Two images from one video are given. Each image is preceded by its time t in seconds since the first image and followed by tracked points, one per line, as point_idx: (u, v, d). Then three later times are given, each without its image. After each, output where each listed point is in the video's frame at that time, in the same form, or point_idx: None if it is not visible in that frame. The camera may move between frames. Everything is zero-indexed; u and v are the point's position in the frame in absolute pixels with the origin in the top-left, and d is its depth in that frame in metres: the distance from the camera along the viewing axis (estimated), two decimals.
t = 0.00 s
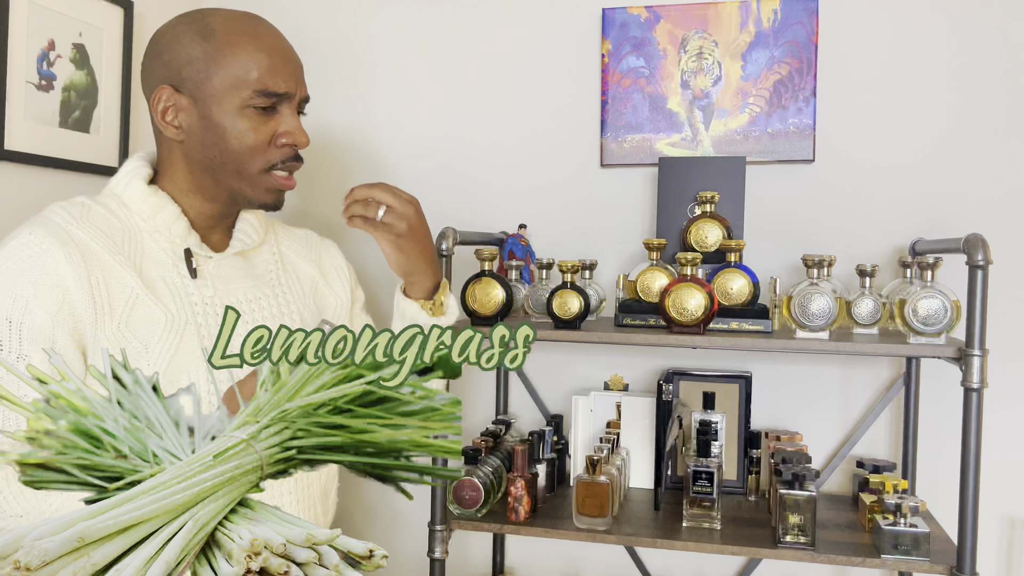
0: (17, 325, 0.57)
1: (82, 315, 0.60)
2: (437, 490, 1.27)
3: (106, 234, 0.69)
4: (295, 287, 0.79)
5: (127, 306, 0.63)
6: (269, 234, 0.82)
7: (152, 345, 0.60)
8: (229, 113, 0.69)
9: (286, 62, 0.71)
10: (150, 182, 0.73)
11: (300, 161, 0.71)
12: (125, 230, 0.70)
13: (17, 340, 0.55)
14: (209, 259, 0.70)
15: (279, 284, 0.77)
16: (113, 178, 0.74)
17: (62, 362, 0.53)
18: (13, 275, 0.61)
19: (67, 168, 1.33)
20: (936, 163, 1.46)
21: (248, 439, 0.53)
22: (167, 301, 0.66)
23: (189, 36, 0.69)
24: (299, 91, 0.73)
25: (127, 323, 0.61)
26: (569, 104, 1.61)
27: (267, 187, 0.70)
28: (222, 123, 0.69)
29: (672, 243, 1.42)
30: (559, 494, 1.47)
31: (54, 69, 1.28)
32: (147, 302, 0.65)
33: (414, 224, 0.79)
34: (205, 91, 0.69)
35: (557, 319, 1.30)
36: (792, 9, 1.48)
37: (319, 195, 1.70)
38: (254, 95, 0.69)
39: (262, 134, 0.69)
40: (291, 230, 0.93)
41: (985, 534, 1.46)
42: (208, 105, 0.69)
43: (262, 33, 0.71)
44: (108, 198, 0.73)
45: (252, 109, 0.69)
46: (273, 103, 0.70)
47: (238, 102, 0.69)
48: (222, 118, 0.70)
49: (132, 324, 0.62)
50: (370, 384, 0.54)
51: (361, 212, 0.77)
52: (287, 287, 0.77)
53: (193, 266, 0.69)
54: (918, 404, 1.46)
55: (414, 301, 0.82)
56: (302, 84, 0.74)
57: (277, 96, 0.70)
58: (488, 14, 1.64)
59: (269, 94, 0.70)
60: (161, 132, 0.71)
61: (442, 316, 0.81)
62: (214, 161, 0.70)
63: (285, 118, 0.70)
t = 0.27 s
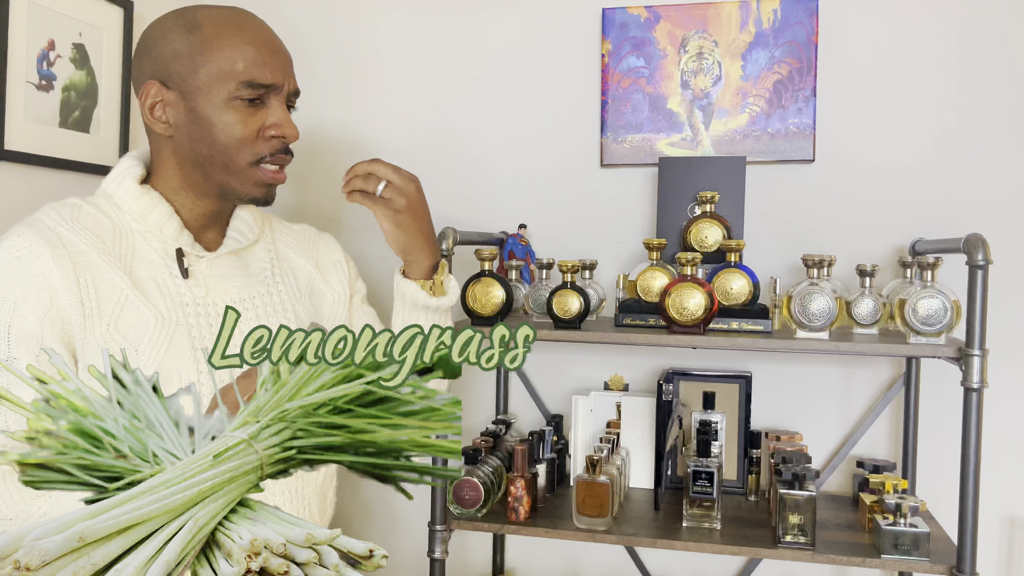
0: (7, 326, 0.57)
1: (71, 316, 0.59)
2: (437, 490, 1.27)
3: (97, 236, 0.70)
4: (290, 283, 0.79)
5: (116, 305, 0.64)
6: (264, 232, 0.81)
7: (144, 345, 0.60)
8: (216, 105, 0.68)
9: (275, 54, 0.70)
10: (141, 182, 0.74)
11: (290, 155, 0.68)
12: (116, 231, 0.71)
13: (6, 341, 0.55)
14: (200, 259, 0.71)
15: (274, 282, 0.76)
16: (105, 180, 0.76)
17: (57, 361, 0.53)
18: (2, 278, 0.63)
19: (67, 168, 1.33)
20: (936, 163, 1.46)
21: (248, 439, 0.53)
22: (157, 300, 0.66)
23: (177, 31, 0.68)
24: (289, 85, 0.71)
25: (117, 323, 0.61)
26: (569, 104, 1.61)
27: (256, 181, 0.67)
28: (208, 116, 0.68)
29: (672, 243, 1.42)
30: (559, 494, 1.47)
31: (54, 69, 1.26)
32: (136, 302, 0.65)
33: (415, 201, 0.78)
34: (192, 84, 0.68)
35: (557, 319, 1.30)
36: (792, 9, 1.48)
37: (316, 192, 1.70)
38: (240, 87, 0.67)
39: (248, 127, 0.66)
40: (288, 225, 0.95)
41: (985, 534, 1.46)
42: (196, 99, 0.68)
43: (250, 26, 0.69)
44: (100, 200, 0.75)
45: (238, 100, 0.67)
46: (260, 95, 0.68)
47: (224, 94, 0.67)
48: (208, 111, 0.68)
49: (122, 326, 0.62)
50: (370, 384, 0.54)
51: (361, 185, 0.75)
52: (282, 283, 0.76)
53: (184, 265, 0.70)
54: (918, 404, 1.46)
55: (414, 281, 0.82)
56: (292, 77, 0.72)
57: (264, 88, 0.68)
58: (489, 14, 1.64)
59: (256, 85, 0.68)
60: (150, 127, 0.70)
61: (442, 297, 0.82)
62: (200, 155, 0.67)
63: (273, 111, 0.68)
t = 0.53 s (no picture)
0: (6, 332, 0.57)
1: (69, 321, 0.60)
2: (437, 490, 1.27)
3: (94, 237, 0.70)
4: (289, 283, 0.78)
5: (113, 310, 0.64)
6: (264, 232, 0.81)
7: (142, 347, 0.60)
8: (214, 106, 0.68)
9: (277, 56, 0.69)
10: (139, 183, 0.74)
11: (287, 161, 0.68)
12: (114, 233, 0.71)
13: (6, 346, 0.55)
14: (199, 260, 0.70)
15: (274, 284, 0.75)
16: (103, 181, 0.76)
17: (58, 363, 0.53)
18: None
19: (67, 168, 1.33)
20: (936, 163, 1.46)
21: (248, 439, 0.53)
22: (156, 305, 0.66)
23: (180, 31, 0.69)
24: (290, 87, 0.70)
25: (114, 328, 0.61)
26: (569, 104, 1.61)
27: (251, 185, 0.67)
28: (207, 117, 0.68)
29: (672, 243, 1.42)
30: (559, 494, 1.47)
31: (54, 69, 1.28)
32: (133, 307, 0.65)
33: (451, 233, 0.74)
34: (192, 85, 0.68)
35: (557, 319, 1.30)
36: (792, 9, 1.48)
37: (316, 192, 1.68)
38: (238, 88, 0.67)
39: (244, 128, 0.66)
40: (289, 225, 0.94)
41: (985, 534, 1.46)
42: (195, 99, 0.68)
43: (253, 27, 0.69)
44: (97, 201, 0.74)
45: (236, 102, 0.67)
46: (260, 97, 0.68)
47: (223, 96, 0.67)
48: (205, 111, 0.68)
49: (120, 330, 0.62)
50: (370, 384, 0.54)
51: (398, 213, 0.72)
52: (280, 285, 0.75)
53: (182, 269, 0.69)
54: (918, 404, 1.46)
55: (432, 311, 0.80)
56: (295, 81, 0.71)
57: (263, 91, 0.68)
58: (488, 14, 1.64)
59: (255, 88, 0.68)
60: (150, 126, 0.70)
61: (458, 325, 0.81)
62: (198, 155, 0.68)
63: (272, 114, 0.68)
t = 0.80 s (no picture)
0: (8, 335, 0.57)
1: (73, 323, 0.60)
2: (437, 490, 1.27)
3: (98, 241, 0.70)
4: (292, 291, 0.76)
5: (118, 316, 0.62)
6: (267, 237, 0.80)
7: (148, 348, 0.59)
8: (217, 113, 0.68)
9: (285, 66, 0.69)
10: (143, 187, 0.74)
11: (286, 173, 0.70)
12: (119, 237, 0.71)
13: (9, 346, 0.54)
14: (203, 265, 0.68)
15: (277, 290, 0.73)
16: (107, 184, 0.76)
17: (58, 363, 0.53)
18: (6, 287, 0.63)
19: (67, 168, 1.33)
20: (936, 163, 1.46)
21: (248, 439, 0.53)
22: (159, 309, 0.65)
23: (190, 36, 0.69)
24: (296, 99, 0.71)
25: (120, 332, 0.60)
26: (569, 104, 1.61)
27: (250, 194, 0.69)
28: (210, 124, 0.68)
29: (672, 243, 1.42)
30: (559, 494, 1.47)
31: (54, 69, 1.28)
32: (139, 314, 0.63)
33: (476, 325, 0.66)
34: (197, 90, 0.69)
35: (558, 319, 1.30)
36: (792, 9, 1.48)
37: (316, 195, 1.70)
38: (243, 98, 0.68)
39: (246, 138, 0.67)
40: (291, 232, 0.94)
41: (985, 534, 1.46)
42: (199, 105, 0.69)
43: (262, 35, 0.69)
44: (100, 203, 0.75)
45: (240, 111, 0.67)
46: (263, 108, 0.68)
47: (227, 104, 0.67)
48: (209, 118, 0.69)
49: (125, 336, 0.60)
50: (370, 384, 0.54)
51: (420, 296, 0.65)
52: (284, 292, 0.73)
53: (186, 273, 0.67)
54: (918, 404, 1.46)
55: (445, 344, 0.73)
56: (301, 92, 0.72)
57: (268, 102, 0.68)
58: (488, 14, 1.64)
59: (260, 99, 0.68)
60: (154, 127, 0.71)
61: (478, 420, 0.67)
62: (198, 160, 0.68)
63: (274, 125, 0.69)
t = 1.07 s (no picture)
0: (10, 332, 0.58)
1: (75, 319, 0.60)
2: (437, 490, 1.27)
3: (100, 237, 0.70)
4: (292, 287, 0.77)
5: (120, 308, 0.63)
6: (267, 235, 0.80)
7: (148, 348, 0.59)
8: (211, 103, 0.67)
9: (276, 54, 0.69)
10: (144, 183, 0.74)
11: (285, 158, 0.68)
12: (120, 233, 0.71)
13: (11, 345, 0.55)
14: (204, 260, 0.69)
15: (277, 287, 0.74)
16: (108, 180, 0.76)
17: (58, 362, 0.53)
18: (7, 279, 0.63)
19: (67, 168, 1.33)
20: (936, 163, 1.46)
21: (248, 439, 0.53)
22: (160, 302, 0.66)
23: (179, 30, 0.68)
24: (288, 85, 0.70)
25: (122, 328, 0.61)
26: (569, 104, 1.61)
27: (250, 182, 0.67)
28: (204, 114, 0.67)
29: (672, 243, 1.42)
30: (559, 494, 1.47)
31: (54, 69, 1.28)
32: (139, 308, 0.64)
33: (431, 250, 0.69)
34: (190, 82, 0.68)
35: (557, 319, 1.30)
36: (792, 9, 1.48)
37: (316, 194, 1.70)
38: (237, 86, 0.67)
39: (240, 124, 0.65)
40: (289, 228, 0.94)
41: (985, 534, 1.46)
42: (192, 97, 0.68)
43: (252, 26, 0.69)
44: (102, 200, 0.75)
45: (233, 99, 0.66)
46: (256, 95, 0.67)
47: (221, 93, 0.67)
48: (204, 109, 0.67)
49: (127, 329, 0.61)
50: (370, 384, 0.54)
51: (370, 239, 0.66)
52: (284, 288, 0.74)
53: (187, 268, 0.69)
54: (918, 404, 1.46)
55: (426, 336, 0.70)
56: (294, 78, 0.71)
57: (261, 88, 0.68)
58: (488, 14, 1.64)
59: (254, 85, 0.67)
60: (150, 124, 0.70)
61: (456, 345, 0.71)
62: (194, 151, 0.67)
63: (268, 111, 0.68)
